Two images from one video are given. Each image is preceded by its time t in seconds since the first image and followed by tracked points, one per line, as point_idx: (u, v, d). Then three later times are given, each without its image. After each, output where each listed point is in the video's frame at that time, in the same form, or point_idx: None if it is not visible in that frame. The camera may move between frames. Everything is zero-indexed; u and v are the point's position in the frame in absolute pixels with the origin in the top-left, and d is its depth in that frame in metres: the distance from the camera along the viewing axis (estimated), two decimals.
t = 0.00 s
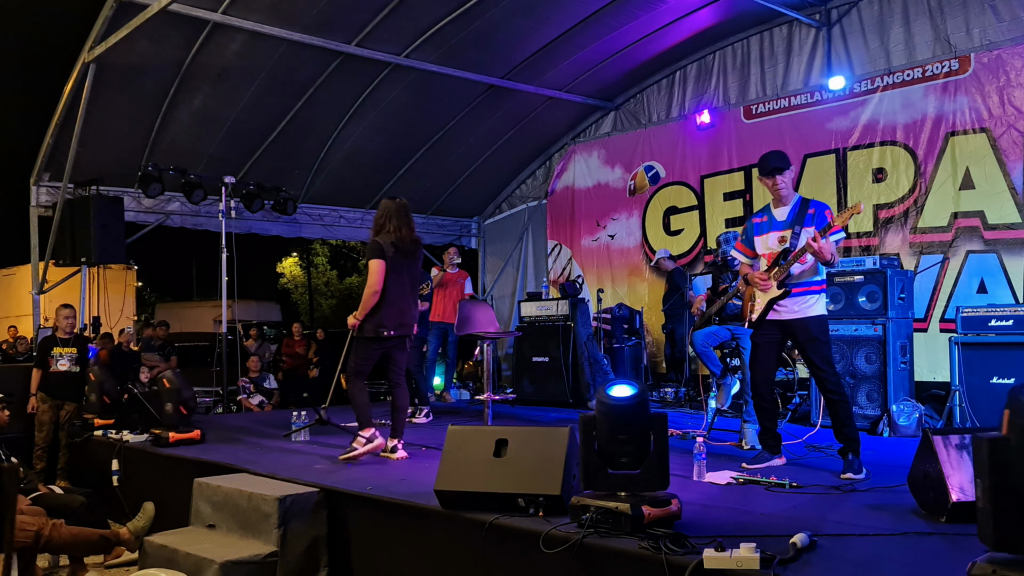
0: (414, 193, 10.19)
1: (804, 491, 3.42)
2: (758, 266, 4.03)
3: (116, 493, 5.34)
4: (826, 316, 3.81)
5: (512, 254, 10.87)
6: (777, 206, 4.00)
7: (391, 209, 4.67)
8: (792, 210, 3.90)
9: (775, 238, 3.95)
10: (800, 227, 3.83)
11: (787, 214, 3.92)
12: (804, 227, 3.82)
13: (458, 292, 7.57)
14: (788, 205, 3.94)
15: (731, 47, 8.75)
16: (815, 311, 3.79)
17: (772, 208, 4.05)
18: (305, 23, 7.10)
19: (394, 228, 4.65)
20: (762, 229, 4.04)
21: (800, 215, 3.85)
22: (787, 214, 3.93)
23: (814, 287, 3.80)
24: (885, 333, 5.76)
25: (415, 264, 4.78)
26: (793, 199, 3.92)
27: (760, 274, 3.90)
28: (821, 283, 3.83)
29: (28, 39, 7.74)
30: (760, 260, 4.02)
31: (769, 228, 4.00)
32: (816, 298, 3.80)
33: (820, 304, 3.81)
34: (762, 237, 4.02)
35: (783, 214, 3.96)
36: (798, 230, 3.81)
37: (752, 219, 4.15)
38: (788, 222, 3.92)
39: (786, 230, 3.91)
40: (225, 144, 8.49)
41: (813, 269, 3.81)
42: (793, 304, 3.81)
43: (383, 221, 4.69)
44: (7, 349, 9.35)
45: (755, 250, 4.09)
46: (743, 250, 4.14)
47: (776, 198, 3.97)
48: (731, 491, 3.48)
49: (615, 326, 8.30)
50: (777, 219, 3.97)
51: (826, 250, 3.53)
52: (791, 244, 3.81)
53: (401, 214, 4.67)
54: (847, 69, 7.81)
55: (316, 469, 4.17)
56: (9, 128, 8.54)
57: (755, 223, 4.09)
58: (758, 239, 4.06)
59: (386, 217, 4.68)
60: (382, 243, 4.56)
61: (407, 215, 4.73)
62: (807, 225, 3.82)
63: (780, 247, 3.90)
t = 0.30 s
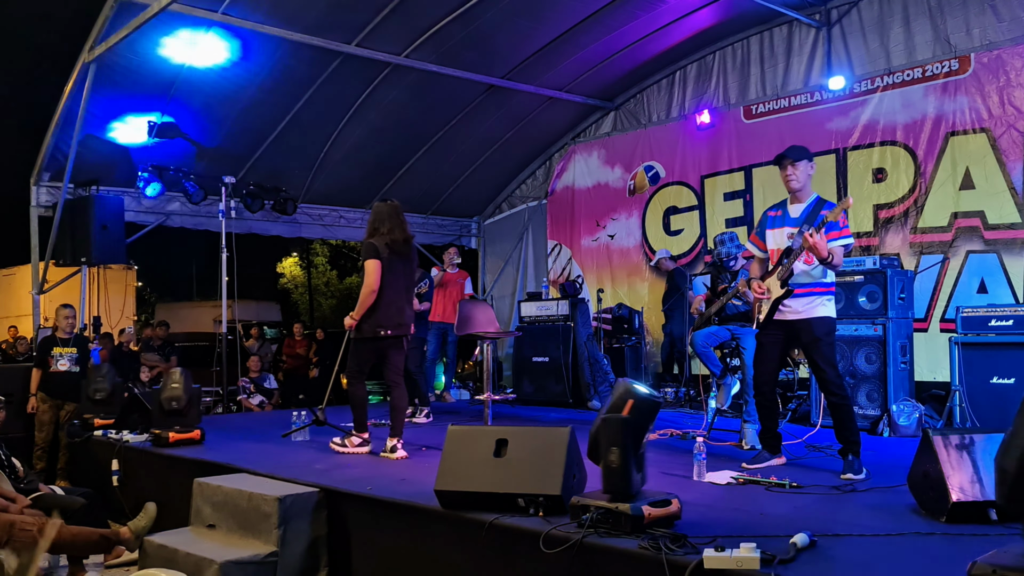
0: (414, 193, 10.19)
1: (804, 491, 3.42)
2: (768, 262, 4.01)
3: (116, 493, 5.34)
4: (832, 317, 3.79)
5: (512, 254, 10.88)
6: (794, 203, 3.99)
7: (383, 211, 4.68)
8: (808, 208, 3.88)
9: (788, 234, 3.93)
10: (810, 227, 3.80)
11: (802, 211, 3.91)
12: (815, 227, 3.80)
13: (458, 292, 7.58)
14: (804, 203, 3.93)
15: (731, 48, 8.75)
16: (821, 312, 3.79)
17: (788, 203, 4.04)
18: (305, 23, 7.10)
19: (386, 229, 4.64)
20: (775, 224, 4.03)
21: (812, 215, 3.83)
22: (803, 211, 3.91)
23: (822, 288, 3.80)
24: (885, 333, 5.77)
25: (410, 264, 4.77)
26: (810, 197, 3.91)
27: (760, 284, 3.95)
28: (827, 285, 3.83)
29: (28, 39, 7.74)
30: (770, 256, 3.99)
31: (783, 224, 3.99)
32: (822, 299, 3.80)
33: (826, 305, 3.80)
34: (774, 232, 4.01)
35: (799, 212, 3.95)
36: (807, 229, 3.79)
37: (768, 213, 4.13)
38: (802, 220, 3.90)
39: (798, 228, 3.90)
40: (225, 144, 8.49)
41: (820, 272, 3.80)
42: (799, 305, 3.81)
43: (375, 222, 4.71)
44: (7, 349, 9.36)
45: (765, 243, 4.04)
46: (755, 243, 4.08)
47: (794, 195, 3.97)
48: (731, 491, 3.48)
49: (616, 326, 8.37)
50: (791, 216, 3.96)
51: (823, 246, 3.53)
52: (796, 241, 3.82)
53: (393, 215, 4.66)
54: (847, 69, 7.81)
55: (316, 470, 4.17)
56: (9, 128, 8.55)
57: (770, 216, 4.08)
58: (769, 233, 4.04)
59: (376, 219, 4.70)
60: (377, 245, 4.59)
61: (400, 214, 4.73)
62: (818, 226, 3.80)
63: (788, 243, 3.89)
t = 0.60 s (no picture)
0: (414, 193, 10.19)
1: (804, 491, 3.42)
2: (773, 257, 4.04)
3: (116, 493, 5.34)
4: (836, 317, 3.77)
5: (512, 254, 10.88)
6: (804, 198, 3.99)
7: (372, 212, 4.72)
8: (816, 204, 3.87)
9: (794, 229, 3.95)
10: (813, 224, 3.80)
11: (810, 207, 3.91)
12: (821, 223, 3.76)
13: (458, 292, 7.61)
14: (814, 199, 3.93)
15: (731, 48, 8.76)
16: (825, 311, 3.77)
17: (799, 199, 4.05)
18: (305, 23, 7.08)
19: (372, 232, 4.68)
20: (784, 218, 4.05)
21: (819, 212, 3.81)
22: (811, 207, 3.92)
23: (826, 287, 3.79)
24: (885, 333, 5.76)
25: (398, 265, 4.85)
26: (819, 193, 3.90)
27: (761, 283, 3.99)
28: (831, 284, 3.81)
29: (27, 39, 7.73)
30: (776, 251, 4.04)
31: (790, 219, 4.01)
32: (826, 298, 3.78)
33: (830, 304, 3.78)
34: (781, 227, 4.04)
35: (807, 207, 3.95)
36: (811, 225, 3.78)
37: (778, 207, 4.15)
38: (809, 216, 3.90)
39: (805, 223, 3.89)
40: (225, 144, 8.49)
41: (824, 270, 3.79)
42: (802, 303, 3.81)
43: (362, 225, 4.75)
44: (7, 350, 9.36)
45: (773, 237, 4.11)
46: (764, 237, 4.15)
47: (804, 190, 3.98)
48: (732, 491, 3.48)
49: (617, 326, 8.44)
50: (799, 211, 3.97)
51: (820, 236, 3.57)
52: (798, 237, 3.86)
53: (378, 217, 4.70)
54: (847, 69, 7.81)
55: (316, 470, 4.17)
56: (9, 128, 8.55)
57: (778, 211, 4.10)
58: (777, 227, 4.07)
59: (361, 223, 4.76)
60: (365, 248, 4.61)
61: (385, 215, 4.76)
62: (823, 222, 3.76)
63: (791, 238, 3.92)
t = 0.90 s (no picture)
0: (414, 192, 10.19)
1: (804, 491, 3.42)
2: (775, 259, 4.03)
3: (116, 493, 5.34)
4: (836, 318, 3.78)
5: (512, 254, 10.88)
6: (805, 198, 3.99)
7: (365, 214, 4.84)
8: (818, 205, 3.86)
9: (797, 230, 3.93)
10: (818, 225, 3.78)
11: (811, 207, 3.90)
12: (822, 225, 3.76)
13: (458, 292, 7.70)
14: (815, 199, 3.93)
15: (731, 48, 8.76)
16: (826, 312, 3.77)
17: (800, 199, 4.04)
18: (305, 23, 7.08)
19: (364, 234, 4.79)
20: (785, 219, 4.03)
21: (820, 213, 3.81)
22: (812, 208, 3.91)
23: (826, 288, 3.80)
24: (885, 333, 5.76)
25: (389, 269, 4.99)
26: (821, 195, 3.90)
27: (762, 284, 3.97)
28: (831, 285, 3.82)
29: (27, 38, 7.73)
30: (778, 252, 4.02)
31: (791, 220, 3.99)
32: (827, 299, 3.79)
33: (830, 305, 3.79)
34: (783, 227, 4.01)
35: (808, 207, 3.94)
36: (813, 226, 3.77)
37: (780, 208, 4.13)
38: (810, 217, 3.89)
39: (806, 224, 3.89)
40: (225, 143, 8.48)
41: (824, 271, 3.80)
42: (802, 304, 3.81)
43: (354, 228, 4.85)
44: (7, 349, 9.36)
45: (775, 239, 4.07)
46: (766, 238, 4.15)
47: (805, 191, 3.97)
48: (731, 491, 3.48)
49: (617, 327, 8.48)
50: (800, 211, 3.96)
51: (824, 241, 3.55)
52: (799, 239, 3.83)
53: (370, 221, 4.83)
54: (847, 69, 7.81)
55: (316, 469, 4.17)
56: (8, 127, 8.55)
57: (780, 212, 4.08)
58: (779, 228, 4.05)
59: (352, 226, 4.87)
60: (359, 250, 4.72)
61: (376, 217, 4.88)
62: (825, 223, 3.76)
63: (794, 240, 3.90)
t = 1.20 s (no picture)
0: (414, 193, 10.19)
1: (804, 491, 3.42)
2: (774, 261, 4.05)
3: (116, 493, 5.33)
4: (832, 319, 3.79)
5: (512, 254, 10.88)
6: (800, 201, 4.01)
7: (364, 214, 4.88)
8: (813, 207, 3.89)
9: (794, 234, 3.96)
10: (815, 227, 3.80)
11: (807, 210, 3.93)
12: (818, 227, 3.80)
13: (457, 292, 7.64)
14: (809, 202, 3.94)
15: (730, 48, 8.76)
16: (823, 313, 3.78)
17: (794, 202, 4.06)
18: (305, 22, 7.07)
19: (364, 234, 4.83)
20: (781, 223, 4.06)
21: (817, 215, 3.84)
22: (807, 211, 3.93)
23: (824, 289, 3.80)
24: (885, 333, 5.76)
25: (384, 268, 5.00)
26: (815, 197, 3.90)
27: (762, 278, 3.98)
28: (830, 286, 3.83)
29: (27, 38, 7.72)
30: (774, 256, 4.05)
31: (787, 223, 4.03)
32: (824, 301, 3.80)
33: (827, 307, 3.80)
34: (779, 231, 4.04)
35: (804, 210, 3.97)
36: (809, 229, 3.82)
37: (774, 211, 4.15)
38: (806, 219, 3.93)
39: (803, 226, 3.94)
40: (224, 143, 8.48)
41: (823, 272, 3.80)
42: (800, 306, 3.81)
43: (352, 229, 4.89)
44: (6, 349, 9.36)
45: (771, 243, 4.09)
46: (761, 241, 4.15)
47: (800, 194, 4.00)
48: (732, 491, 3.48)
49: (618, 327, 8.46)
50: (796, 214, 4.00)
51: (825, 246, 3.58)
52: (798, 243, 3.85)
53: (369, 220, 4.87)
54: (847, 69, 7.82)
55: (316, 470, 4.17)
56: (8, 127, 8.54)
57: (776, 215, 4.11)
58: (775, 232, 4.07)
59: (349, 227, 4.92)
60: (360, 249, 4.76)
61: (375, 217, 4.93)
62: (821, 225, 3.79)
63: (792, 243, 3.93)
